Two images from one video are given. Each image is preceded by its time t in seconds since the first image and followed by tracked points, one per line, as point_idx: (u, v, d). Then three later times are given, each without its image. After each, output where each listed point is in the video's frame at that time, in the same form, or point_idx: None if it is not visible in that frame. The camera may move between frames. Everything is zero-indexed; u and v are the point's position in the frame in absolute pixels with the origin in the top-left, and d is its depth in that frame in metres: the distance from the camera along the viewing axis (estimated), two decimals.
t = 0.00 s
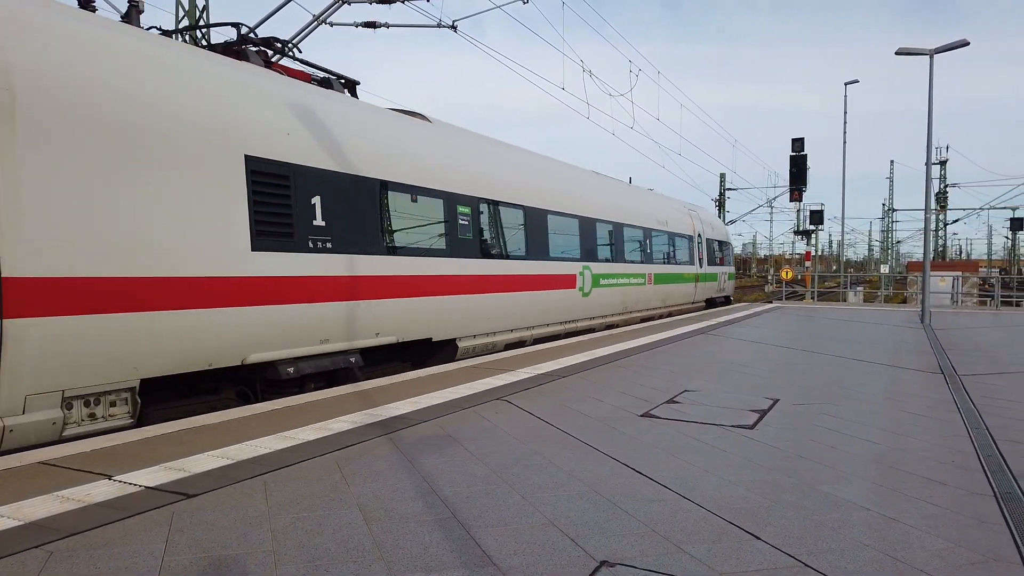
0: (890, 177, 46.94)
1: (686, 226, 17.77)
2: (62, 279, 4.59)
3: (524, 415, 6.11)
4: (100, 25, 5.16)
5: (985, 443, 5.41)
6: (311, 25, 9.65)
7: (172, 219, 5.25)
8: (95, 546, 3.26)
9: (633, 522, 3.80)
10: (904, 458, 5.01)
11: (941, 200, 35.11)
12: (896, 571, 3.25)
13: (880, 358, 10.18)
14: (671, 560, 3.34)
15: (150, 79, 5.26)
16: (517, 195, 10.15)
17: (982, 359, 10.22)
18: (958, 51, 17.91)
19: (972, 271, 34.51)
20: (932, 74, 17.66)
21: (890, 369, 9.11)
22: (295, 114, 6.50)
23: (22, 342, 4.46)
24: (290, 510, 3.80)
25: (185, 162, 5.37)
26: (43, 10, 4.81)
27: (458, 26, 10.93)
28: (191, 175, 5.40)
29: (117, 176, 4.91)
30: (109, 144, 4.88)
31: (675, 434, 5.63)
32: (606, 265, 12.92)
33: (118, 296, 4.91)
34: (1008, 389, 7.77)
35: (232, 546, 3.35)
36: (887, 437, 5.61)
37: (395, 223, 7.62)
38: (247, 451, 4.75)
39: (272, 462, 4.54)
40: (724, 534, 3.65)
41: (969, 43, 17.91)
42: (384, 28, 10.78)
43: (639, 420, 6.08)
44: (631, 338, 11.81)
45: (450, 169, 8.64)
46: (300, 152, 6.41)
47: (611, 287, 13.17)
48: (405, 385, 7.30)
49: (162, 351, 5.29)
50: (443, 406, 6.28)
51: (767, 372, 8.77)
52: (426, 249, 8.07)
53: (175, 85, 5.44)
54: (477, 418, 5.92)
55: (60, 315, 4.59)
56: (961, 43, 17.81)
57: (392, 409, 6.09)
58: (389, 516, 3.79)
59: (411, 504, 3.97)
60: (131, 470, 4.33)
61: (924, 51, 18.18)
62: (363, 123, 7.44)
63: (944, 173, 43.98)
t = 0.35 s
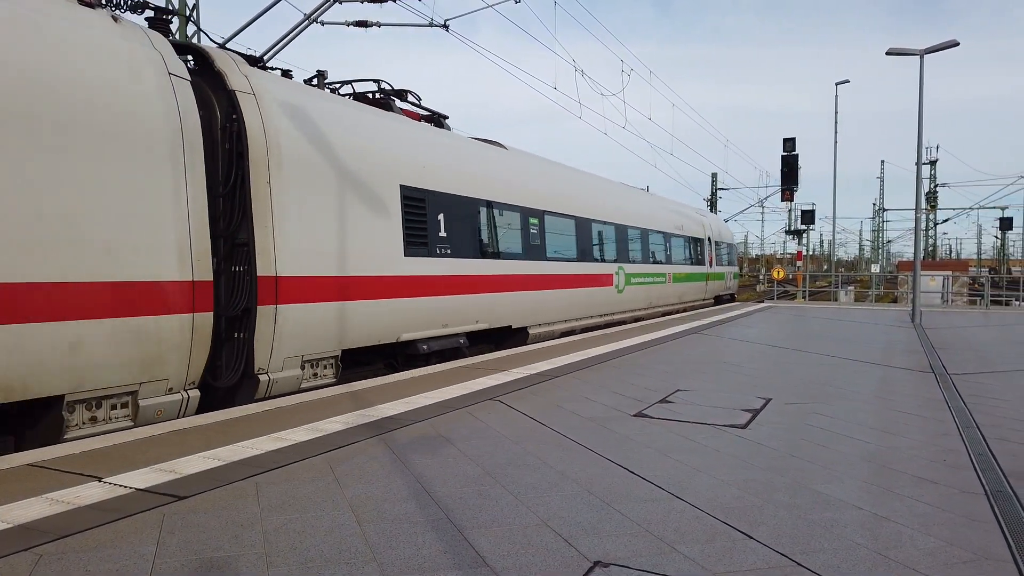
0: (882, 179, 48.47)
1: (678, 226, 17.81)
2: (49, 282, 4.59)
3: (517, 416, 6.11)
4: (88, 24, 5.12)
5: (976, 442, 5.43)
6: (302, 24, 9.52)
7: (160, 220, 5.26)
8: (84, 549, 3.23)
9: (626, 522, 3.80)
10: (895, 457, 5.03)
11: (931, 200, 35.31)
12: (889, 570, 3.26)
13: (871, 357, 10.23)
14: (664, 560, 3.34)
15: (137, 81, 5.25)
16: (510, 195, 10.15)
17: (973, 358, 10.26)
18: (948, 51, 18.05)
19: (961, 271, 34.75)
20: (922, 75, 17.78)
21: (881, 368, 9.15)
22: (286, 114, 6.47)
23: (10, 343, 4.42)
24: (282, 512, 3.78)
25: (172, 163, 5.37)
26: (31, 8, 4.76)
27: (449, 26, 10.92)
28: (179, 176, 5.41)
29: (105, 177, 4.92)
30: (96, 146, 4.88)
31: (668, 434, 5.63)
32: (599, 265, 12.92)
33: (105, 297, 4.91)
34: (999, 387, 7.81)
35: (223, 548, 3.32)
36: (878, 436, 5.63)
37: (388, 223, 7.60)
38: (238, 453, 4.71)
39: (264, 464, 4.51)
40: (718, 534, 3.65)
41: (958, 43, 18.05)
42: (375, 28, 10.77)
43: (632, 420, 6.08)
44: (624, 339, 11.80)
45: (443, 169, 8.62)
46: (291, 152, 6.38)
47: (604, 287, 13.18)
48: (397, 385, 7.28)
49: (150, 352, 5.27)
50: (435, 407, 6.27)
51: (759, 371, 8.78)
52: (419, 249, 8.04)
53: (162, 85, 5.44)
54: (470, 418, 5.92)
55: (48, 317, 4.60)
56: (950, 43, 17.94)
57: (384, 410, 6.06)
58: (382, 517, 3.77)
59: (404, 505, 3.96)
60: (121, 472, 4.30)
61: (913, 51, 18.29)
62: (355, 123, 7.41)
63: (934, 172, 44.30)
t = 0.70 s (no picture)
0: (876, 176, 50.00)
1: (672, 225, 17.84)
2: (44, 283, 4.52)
3: (511, 416, 6.10)
4: (81, 21, 5.07)
5: (969, 442, 5.44)
6: (298, 19, 10.27)
7: (159, 222, 5.22)
8: (73, 552, 3.19)
9: (620, 523, 3.78)
10: (889, 456, 5.04)
11: (924, 200, 35.47)
12: (884, 569, 3.25)
13: (864, 357, 10.26)
14: (659, 561, 3.32)
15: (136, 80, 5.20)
16: (505, 194, 10.13)
17: (965, 357, 10.29)
18: (941, 51, 18.14)
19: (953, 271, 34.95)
20: (914, 75, 17.85)
21: (874, 368, 9.18)
22: (279, 113, 6.44)
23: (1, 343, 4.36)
24: (274, 514, 3.74)
25: (170, 164, 5.32)
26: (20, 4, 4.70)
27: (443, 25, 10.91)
28: (178, 177, 5.37)
29: (102, 178, 4.86)
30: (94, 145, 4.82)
31: (663, 434, 5.62)
32: (593, 264, 12.91)
33: (105, 299, 4.86)
34: (992, 387, 7.83)
35: (215, 551, 3.29)
36: (871, 435, 5.65)
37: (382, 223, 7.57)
38: (229, 454, 4.67)
39: (256, 465, 4.48)
40: (713, 535, 3.64)
41: (951, 43, 18.14)
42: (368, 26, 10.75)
43: (627, 420, 6.08)
44: (617, 339, 11.78)
45: (437, 169, 8.60)
46: (284, 152, 6.34)
47: (598, 287, 13.19)
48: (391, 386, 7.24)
49: (145, 353, 5.22)
50: (429, 408, 6.24)
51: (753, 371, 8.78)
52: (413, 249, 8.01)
53: (162, 84, 5.39)
54: (464, 419, 5.89)
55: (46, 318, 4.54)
56: (943, 43, 18.02)
57: (377, 411, 6.03)
58: (376, 519, 3.74)
59: (397, 506, 3.93)
60: (111, 474, 4.25)
61: (907, 51, 18.35)
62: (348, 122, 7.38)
63: (927, 172, 44.47)
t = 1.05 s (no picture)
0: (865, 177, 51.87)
1: (664, 226, 17.91)
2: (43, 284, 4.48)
3: (504, 415, 6.11)
4: (71, 20, 5.03)
5: (957, 440, 5.49)
6: (284, 23, 9.79)
7: (155, 224, 5.21)
8: (65, 553, 3.18)
9: (613, 522, 3.80)
10: (878, 455, 5.09)
11: (912, 200, 35.73)
12: (873, 567, 3.29)
13: (854, 356, 10.34)
14: (652, 559, 3.35)
15: (130, 82, 5.19)
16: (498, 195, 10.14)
17: (953, 356, 10.36)
18: (930, 52, 18.23)
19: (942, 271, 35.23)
20: (903, 76, 17.98)
21: (863, 367, 9.25)
22: (270, 113, 6.42)
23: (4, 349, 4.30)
24: (266, 514, 3.74)
25: (166, 166, 5.32)
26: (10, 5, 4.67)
27: (435, 25, 10.87)
28: (173, 179, 5.36)
29: (99, 180, 4.85)
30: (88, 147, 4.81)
31: (654, 433, 5.64)
32: (585, 264, 12.91)
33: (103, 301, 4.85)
34: (980, 386, 7.89)
35: (208, 551, 3.28)
36: (860, 434, 5.70)
37: (375, 223, 7.56)
38: (221, 455, 4.67)
39: (248, 466, 4.47)
40: (704, 533, 3.66)
41: (940, 43, 18.24)
42: (360, 26, 10.74)
43: (619, 419, 6.11)
44: (609, 339, 11.79)
45: (428, 169, 8.58)
46: (275, 151, 6.32)
47: (590, 287, 13.22)
48: (383, 386, 7.23)
49: (141, 356, 5.18)
50: (421, 407, 6.23)
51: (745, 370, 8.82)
52: (404, 249, 7.99)
53: (157, 86, 5.39)
54: (457, 419, 5.91)
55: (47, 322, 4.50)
56: (932, 43, 18.11)
57: (369, 411, 6.02)
58: (369, 519, 3.74)
59: (390, 506, 3.94)
60: (103, 475, 4.23)
61: (895, 52, 18.49)
62: (339, 121, 7.37)
63: (916, 172, 44.78)
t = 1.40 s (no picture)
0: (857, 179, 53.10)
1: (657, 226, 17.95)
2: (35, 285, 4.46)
3: (497, 415, 6.11)
4: (61, 18, 4.98)
5: (948, 439, 5.52)
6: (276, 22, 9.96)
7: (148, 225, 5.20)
8: (57, 554, 3.16)
9: (607, 521, 3.80)
10: (870, 454, 5.12)
11: (903, 200, 35.93)
12: (865, 565, 3.30)
13: (845, 356, 10.39)
14: (646, 558, 3.36)
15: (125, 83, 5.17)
16: (491, 194, 10.15)
17: (944, 356, 10.41)
18: (920, 52, 18.34)
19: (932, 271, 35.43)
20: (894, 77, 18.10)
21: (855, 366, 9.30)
22: (263, 112, 6.40)
23: None
24: (259, 515, 3.72)
25: (160, 167, 5.33)
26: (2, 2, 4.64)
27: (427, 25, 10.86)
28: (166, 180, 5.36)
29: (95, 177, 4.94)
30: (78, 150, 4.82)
31: (648, 433, 5.64)
32: (577, 264, 12.90)
33: (102, 304, 4.83)
34: (971, 385, 7.93)
35: (200, 552, 3.27)
36: (852, 433, 5.73)
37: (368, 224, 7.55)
38: (213, 455, 4.65)
39: (241, 466, 4.45)
40: (698, 532, 3.68)
41: (930, 44, 18.36)
42: (352, 26, 10.73)
43: (612, 419, 6.12)
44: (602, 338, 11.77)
45: (421, 169, 8.55)
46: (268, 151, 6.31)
47: (583, 287, 13.24)
48: (376, 386, 7.21)
49: (139, 358, 5.14)
50: (414, 408, 6.21)
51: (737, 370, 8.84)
52: (397, 249, 7.95)
53: (152, 87, 5.39)
54: (450, 419, 5.90)
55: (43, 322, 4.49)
56: (922, 43, 18.22)
57: (362, 411, 6.00)
58: (363, 520, 3.73)
59: (383, 506, 3.93)
60: (95, 475, 4.21)
61: (887, 53, 18.59)
62: (333, 120, 7.36)
63: (906, 172, 45.04)
